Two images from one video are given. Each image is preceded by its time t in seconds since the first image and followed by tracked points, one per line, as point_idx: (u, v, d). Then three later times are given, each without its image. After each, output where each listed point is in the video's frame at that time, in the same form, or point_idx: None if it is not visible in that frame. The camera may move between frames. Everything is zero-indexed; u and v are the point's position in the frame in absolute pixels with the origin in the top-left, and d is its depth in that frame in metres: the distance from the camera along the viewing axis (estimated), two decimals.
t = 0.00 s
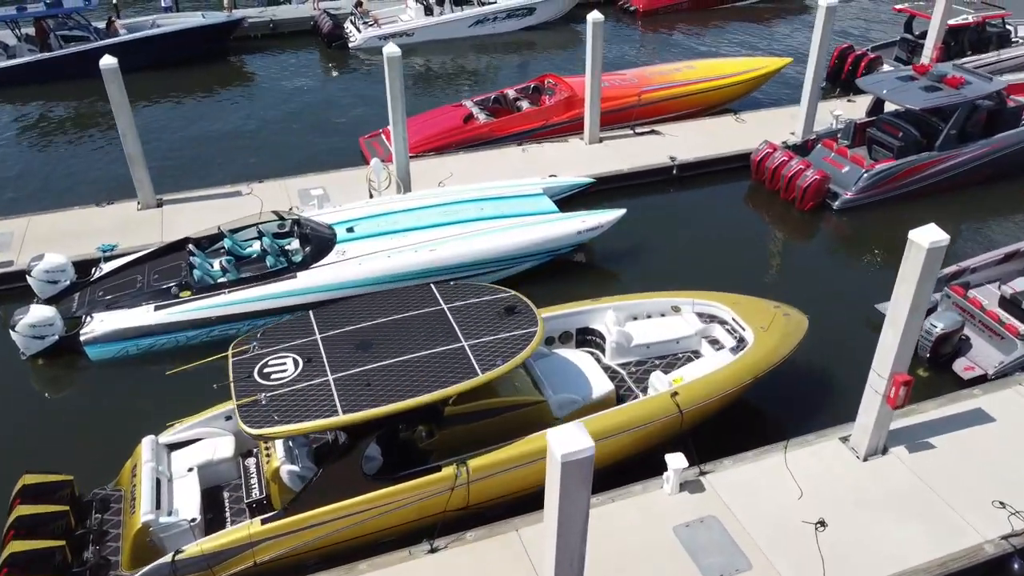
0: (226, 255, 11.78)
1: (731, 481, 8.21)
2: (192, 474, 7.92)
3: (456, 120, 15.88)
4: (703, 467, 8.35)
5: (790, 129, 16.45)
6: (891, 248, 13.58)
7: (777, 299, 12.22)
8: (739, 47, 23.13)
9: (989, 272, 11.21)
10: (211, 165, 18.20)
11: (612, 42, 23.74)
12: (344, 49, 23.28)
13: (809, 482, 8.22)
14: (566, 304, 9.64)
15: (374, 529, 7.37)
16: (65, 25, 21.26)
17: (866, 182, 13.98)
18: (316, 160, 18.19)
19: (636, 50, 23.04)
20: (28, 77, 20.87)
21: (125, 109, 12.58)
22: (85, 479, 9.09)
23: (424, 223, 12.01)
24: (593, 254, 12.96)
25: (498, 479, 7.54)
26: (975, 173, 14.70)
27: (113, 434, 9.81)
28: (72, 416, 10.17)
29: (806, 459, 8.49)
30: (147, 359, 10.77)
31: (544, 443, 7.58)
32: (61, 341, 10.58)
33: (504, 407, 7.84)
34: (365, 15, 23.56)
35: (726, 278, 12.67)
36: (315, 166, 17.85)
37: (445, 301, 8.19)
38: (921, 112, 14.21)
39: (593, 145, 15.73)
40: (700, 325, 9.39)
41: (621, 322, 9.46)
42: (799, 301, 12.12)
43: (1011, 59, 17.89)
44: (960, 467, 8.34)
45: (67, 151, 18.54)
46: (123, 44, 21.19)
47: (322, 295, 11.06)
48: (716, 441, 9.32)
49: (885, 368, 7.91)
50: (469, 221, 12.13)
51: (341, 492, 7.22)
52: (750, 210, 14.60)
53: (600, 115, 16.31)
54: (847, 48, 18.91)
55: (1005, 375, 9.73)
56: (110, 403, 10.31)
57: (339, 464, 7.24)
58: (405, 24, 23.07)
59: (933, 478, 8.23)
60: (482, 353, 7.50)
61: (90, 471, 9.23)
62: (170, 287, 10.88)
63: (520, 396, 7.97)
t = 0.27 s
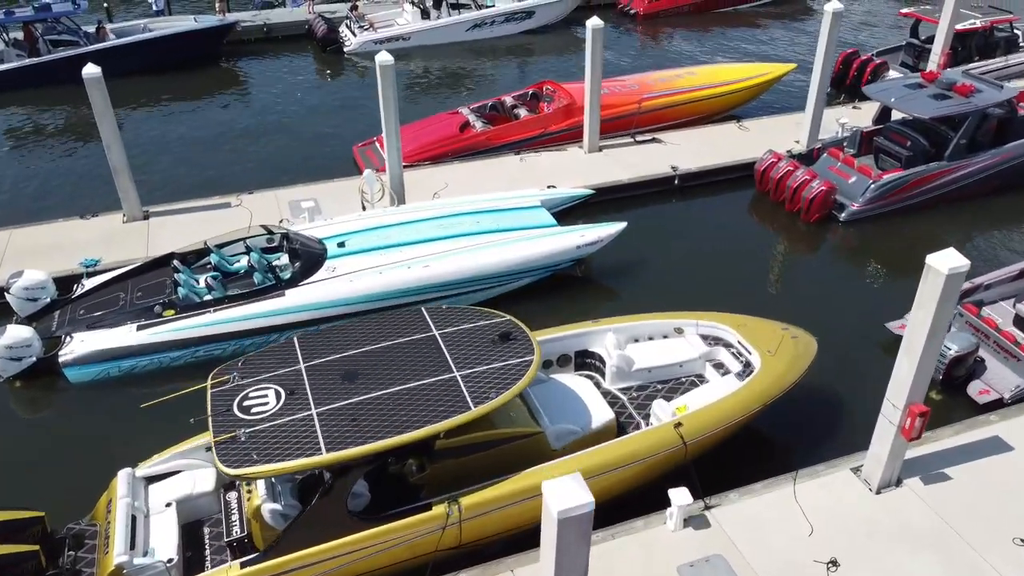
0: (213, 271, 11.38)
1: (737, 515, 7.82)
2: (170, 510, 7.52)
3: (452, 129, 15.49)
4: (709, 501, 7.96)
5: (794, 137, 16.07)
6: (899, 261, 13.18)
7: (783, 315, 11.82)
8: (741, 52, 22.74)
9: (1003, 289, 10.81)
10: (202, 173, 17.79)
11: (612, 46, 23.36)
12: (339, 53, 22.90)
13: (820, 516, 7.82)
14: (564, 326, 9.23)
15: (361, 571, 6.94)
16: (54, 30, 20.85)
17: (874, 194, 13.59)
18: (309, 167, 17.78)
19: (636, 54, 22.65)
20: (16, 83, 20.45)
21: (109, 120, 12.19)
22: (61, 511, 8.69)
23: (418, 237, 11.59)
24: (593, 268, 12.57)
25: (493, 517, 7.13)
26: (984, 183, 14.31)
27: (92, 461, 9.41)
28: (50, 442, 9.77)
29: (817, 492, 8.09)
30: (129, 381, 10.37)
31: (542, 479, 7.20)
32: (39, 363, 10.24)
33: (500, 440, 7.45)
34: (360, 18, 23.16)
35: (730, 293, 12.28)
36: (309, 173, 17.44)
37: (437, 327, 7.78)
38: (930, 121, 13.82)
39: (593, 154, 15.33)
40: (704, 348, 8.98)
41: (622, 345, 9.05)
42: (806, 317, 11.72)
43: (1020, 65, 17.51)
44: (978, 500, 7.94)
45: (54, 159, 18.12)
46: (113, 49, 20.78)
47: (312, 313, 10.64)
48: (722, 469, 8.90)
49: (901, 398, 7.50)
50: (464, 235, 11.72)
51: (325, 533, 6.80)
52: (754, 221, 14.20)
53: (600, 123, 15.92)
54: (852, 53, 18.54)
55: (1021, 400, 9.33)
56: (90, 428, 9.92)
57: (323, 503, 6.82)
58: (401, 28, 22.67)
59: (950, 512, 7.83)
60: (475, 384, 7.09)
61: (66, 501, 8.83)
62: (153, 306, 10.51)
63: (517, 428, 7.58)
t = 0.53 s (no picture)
0: (198, 288, 10.98)
1: (744, 554, 7.41)
2: (146, 550, 7.09)
3: (448, 137, 15.10)
4: (715, 538, 7.56)
5: (799, 145, 15.66)
6: (909, 275, 12.78)
7: (790, 333, 11.41)
8: (743, 57, 22.34)
9: (1019, 307, 10.41)
10: (192, 181, 17.36)
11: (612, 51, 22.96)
12: (334, 58, 22.50)
13: (831, 554, 7.40)
14: (563, 349, 8.81)
15: None
16: (42, 35, 20.42)
17: (882, 206, 13.18)
18: (302, 175, 17.37)
19: (636, 59, 22.25)
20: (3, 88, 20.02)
21: (92, 131, 11.78)
22: (35, 546, 8.27)
23: (411, 253, 11.19)
24: (593, 283, 12.17)
25: (487, 559, 6.71)
26: (995, 194, 13.92)
27: (70, 491, 8.99)
28: (26, 469, 9.35)
29: (828, 528, 7.68)
30: (111, 405, 9.96)
31: (538, 519, 6.78)
32: (15, 386, 9.82)
33: (493, 476, 7.02)
34: (355, 22, 22.74)
35: (734, 310, 11.88)
36: (302, 182, 17.03)
37: (428, 357, 7.38)
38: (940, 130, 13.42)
39: (592, 164, 14.93)
40: (709, 374, 8.57)
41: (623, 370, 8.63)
42: (814, 335, 11.31)
43: None
44: (999, 537, 7.52)
45: (41, 167, 17.68)
46: (103, 54, 20.36)
47: (300, 333, 10.25)
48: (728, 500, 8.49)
49: (918, 432, 7.10)
50: (459, 250, 11.31)
51: None
52: (758, 233, 13.79)
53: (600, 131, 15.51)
54: (858, 58, 18.18)
55: None
56: (68, 454, 9.50)
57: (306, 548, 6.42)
58: (397, 32, 22.25)
59: (970, 550, 7.41)
60: (467, 419, 6.68)
61: (41, 535, 8.41)
62: (134, 326, 10.09)
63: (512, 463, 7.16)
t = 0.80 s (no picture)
0: (182, 307, 10.60)
1: None
2: None
3: (444, 147, 14.69)
4: None
5: (804, 155, 15.26)
6: (919, 291, 12.37)
7: (797, 353, 10.99)
8: (745, 63, 21.94)
9: None
10: (183, 190, 16.95)
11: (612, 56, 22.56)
12: (329, 63, 22.09)
13: None
14: (561, 376, 8.40)
15: None
16: (30, 40, 20.01)
17: (891, 220, 12.77)
18: (295, 185, 16.96)
19: (637, 65, 21.85)
20: None
21: (73, 144, 11.37)
22: None
23: (404, 270, 10.76)
24: (592, 300, 11.76)
25: None
26: (1007, 207, 13.52)
27: (45, 525, 8.57)
28: None
29: (841, 569, 7.26)
30: (90, 432, 9.54)
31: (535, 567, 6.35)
32: None
33: (488, 519, 6.58)
34: (351, 27, 22.33)
35: (739, 327, 11.47)
36: (294, 193, 16.62)
37: (418, 390, 6.96)
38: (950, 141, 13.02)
39: (592, 174, 14.53)
40: (715, 403, 8.15)
41: (624, 399, 8.22)
42: (822, 355, 10.90)
43: None
44: None
45: (27, 175, 17.24)
46: (92, 59, 19.95)
47: (288, 355, 9.84)
48: (735, 536, 8.10)
49: (937, 470, 6.70)
50: (454, 267, 10.88)
51: None
52: (764, 246, 13.38)
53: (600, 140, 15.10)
54: (864, 65, 17.87)
55: None
56: (45, 485, 9.07)
57: None
58: (393, 37, 21.83)
59: None
60: (458, 461, 6.27)
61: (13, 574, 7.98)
62: (114, 350, 9.67)
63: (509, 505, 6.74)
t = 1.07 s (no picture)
0: (166, 328, 10.17)
1: None
2: None
3: (439, 158, 14.28)
4: None
5: (810, 165, 14.84)
6: (930, 308, 11.95)
7: (806, 375, 10.56)
8: (748, 69, 21.52)
9: None
10: (172, 200, 16.53)
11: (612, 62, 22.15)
12: (324, 69, 21.67)
13: None
14: (559, 407, 7.96)
15: None
16: (18, 45, 19.58)
17: (901, 234, 12.35)
18: (287, 195, 16.53)
19: (638, 71, 21.43)
20: None
21: (54, 157, 10.95)
22: None
23: (396, 290, 10.34)
24: (592, 320, 11.35)
25: None
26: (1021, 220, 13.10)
27: (18, 563, 8.15)
28: None
29: None
30: (67, 461, 9.12)
31: None
32: None
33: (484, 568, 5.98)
34: (346, 31, 21.92)
35: (745, 348, 11.04)
36: (287, 203, 16.18)
37: (407, 429, 6.54)
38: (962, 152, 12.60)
39: (592, 186, 14.10)
40: (721, 437, 7.73)
41: (625, 432, 7.80)
42: (831, 378, 10.48)
43: None
44: None
45: (13, 184, 16.81)
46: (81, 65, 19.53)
47: (275, 381, 9.42)
48: None
49: (961, 516, 6.29)
50: (448, 287, 10.46)
51: None
52: (770, 260, 12.96)
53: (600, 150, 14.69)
54: (871, 72, 17.54)
55: None
56: (19, 518, 8.65)
57: None
58: (389, 41, 21.41)
59: None
60: (449, 510, 5.84)
61: None
62: (92, 376, 9.24)
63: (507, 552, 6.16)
